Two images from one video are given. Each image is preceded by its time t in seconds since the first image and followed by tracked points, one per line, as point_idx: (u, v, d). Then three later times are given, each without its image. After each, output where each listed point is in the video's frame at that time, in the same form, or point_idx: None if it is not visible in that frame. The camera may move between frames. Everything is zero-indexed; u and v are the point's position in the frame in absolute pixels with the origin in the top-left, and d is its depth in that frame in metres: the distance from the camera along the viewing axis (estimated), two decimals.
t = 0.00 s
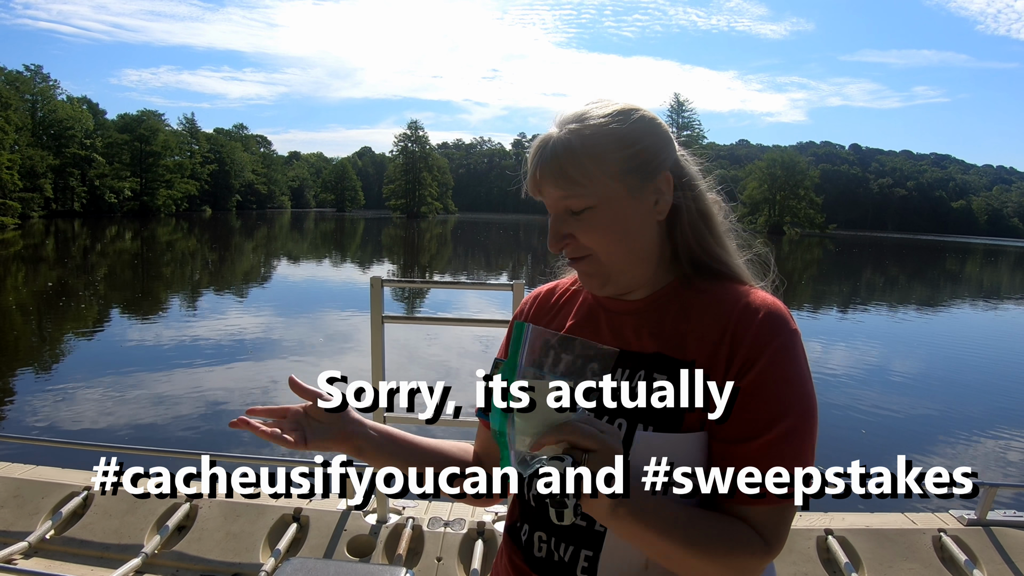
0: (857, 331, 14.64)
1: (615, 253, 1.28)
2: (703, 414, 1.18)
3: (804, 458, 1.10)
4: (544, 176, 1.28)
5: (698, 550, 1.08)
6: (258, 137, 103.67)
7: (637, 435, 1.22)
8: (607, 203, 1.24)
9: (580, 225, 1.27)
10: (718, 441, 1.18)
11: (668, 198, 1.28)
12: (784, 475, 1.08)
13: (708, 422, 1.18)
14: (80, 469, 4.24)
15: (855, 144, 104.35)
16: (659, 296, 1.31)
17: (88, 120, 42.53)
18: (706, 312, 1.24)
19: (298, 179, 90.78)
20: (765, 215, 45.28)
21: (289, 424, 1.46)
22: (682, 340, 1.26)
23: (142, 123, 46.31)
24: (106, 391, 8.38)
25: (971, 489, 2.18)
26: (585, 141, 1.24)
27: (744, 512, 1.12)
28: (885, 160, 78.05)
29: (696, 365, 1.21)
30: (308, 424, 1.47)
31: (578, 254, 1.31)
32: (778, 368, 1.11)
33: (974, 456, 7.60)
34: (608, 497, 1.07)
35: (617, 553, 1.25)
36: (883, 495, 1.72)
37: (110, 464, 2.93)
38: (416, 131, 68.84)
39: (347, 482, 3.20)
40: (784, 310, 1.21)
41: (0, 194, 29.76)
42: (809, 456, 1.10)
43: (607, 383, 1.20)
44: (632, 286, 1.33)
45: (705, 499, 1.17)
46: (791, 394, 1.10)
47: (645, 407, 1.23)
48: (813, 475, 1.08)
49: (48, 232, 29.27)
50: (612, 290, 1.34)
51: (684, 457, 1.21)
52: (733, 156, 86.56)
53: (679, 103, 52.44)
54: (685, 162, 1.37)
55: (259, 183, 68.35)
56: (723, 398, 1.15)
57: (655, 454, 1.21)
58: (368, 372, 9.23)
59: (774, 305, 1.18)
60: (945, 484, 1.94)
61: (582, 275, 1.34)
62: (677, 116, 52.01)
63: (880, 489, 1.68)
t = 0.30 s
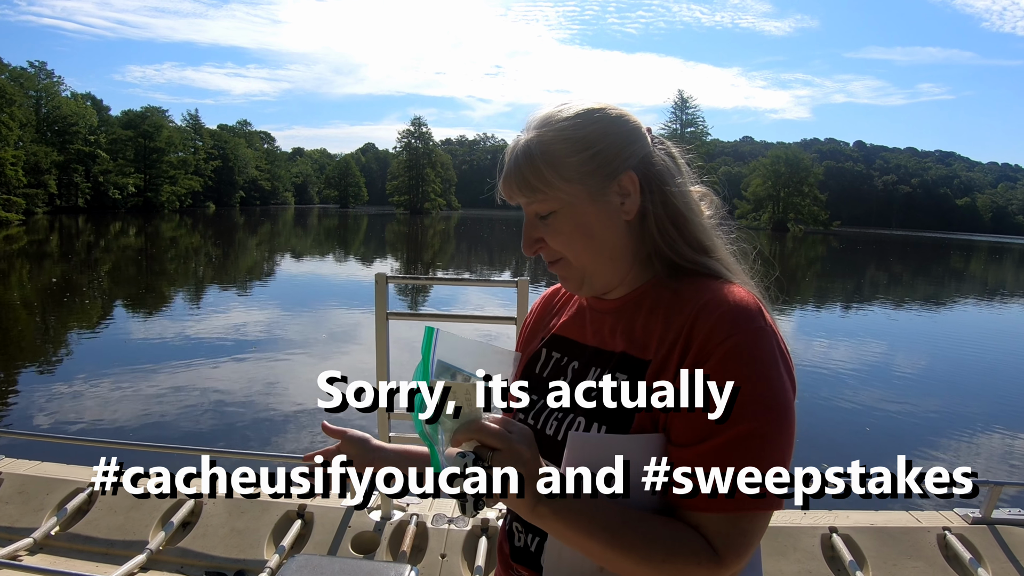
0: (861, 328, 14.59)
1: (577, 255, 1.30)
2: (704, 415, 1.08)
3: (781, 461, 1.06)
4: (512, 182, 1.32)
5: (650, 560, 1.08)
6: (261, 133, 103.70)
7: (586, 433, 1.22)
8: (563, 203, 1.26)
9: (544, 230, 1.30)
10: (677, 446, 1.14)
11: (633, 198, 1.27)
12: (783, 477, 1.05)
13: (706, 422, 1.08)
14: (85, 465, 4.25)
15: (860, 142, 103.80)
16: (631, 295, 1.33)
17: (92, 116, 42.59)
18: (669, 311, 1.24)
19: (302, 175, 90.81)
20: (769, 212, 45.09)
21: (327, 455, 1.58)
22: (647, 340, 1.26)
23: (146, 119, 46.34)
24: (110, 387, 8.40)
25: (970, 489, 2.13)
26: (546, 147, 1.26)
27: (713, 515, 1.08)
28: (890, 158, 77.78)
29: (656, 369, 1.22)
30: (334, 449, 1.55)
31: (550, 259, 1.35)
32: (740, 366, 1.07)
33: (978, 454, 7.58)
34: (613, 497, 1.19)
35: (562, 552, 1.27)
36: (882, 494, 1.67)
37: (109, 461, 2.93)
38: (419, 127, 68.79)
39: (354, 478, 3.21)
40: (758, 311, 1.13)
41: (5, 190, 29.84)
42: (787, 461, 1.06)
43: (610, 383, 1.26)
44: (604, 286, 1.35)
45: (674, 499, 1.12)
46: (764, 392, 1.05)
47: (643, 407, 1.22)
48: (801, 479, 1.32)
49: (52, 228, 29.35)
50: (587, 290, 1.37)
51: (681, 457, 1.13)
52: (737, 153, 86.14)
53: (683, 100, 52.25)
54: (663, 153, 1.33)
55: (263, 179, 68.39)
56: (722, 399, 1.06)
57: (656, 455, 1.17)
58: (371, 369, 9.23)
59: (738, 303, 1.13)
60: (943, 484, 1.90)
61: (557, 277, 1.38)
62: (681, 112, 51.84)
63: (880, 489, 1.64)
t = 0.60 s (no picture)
0: (869, 328, 14.51)
1: (580, 250, 1.29)
2: (704, 415, 1.08)
3: (783, 460, 1.05)
4: (517, 175, 1.30)
5: (648, 550, 1.08)
6: (269, 132, 104.11)
7: (585, 431, 1.20)
8: (568, 198, 1.25)
9: (548, 224, 1.29)
10: (680, 442, 1.14)
11: (639, 194, 1.26)
12: (784, 477, 1.04)
13: (706, 421, 1.08)
14: (94, 462, 4.27)
15: (868, 141, 103.16)
16: (630, 293, 1.32)
17: (101, 114, 42.83)
18: (669, 308, 1.23)
19: (309, 173, 91.10)
20: (776, 210, 44.89)
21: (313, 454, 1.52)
22: (647, 338, 1.26)
23: (154, 117, 46.55)
24: (119, 383, 8.45)
25: (969, 489, 2.07)
26: (553, 141, 1.25)
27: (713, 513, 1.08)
28: (898, 156, 77.28)
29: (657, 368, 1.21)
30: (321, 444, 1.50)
31: (553, 255, 1.33)
32: (739, 363, 1.07)
33: (986, 454, 7.53)
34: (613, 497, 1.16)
35: (568, 548, 1.26)
36: (881, 495, 1.64)
37: (111, 461, 2.93)
38: (426, 125, 68.86)
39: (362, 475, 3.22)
40: (760, 307, 1.13)
41: (14, 188, 30.07)
42: (788, 461, 1.05)
43: (612, 383, 1.25)
44: (604, 285, 1.34)
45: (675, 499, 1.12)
46: (764, 392, 1.04)
47: (643, 407, 1.21)
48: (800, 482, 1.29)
49: (61, 225, 29.56)
50: (587, 288, 1.36)
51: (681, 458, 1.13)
52: (744, 152, 85.75)
53: (690, 98, 52.05)
54: (664, 152, 1.33)
55: (270, 176, 68.58)
56: (722, 400, 1.05)
57: (655, 455, 1.17)
58: (377, 366, 9.25)
59: (742, 301, 1.13)
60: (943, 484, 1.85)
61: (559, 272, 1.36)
62: (688, 110, 51.67)
63: (879, 490, 1.61)
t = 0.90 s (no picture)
0: (879, 328, 14.41)
1: (607, 245, 1.27)
2: (704, 415, 1.16)
3: (794, 460, 1.09)
4: (547, 165, 1.25)
5: (683, 537, 1.09)
6: (279, 131, 104.60)
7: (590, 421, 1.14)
8: (601, 192, 1.23)
9: (577, 215, 1.26)
10: (710, 432, 1.17)
11: (661, 189, 1.29)
12: (783, 477, 1.07)
13: (707, 422, 1.17)
14: (106, 459, 4.31)
15: (879, 141, 102.37)
16: (646, 289, 1.32)
17: (112, 113, 43.18)
18: (692, 303, 1.25)
19: (319, 172, 91.48)
20: (786, 210, 44.62)
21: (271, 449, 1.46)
22: (667, 335, 1.26)
23: (164, 117, 46.85)
24: (129, 381, 8.51)
25: (969, 488, 2.02)
26: (583, 132, 1.22)
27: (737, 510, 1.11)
28: (908, 156, 76.75)
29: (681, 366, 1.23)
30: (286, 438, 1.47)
31: (574, 247, 1.30)
32: (767, 360, 1.11)
33: (998, 456, 7.46)
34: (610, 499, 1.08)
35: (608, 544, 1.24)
36: (883, 495, 1.62)
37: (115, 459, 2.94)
38: (435, 124, 68.93)
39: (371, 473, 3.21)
40: (774, 303, 1.20)
41: (26, 187, 30.35)
42: (798, 458, 1.09)
43: (608, 384, 1.22)
44: (618, 281, 1.33)
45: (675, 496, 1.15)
46: (777, 391, 1.09)
47: (645, 407, 1.23)
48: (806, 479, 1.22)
49: (73, 224, 29.80)
50: (600, 285, 1.34)
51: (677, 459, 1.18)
52: (754, 151, 85.18)
53: (699, 97, 51.80)
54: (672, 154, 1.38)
55: (279, 175, 68.89)
56: (722, 398, 1.13)
57: (655, 455, 1.17)
58: (385, 364, 9.29)
59: (761, 296, 1.19)
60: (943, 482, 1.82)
61: (576, 266, 1.32)
62: (697, 110, 51.44)
63: (880, 489, 1.59)
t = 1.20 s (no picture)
0: (889, 331, 14.31)
1: (641, 247, 1.26)
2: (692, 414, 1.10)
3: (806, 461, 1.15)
4: (584, 165, 1.23)
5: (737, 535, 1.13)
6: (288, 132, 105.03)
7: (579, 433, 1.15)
8: (641, 195, 1.23)
9: (614, 216, 1.24)
10: (739, 431, 1.19)
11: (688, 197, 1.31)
12: (783, 477, 1.15)
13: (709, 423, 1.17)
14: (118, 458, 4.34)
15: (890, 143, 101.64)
16: (666, 293, 1.32)
17: (123, 115, 43.49)
18: (715, 306, 1.27)
19: (328, 173, 91.82)
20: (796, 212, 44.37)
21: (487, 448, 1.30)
22: (690, 338, 1.27)
23: (175, 118, 47.15)
24: (139, 381, 8.57)
25: (972, 489, 1.84)
26: (621, 134, 1.21)
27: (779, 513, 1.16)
28: (919, 157, 76.28)
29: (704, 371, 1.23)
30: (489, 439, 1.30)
31: (606, 247, 1.27)
32: (787, 365, 1.17)
33: (1009, 459, 7.39)
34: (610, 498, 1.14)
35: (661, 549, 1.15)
36: (884, 495, 1.53)
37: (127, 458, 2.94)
38: (444, 125, 69.06)
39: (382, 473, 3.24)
40: (788, 305, 1.24)
41: (38, 188, 30.58)
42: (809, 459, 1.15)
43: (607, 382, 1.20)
44: (635, 287, 1.33)
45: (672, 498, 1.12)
46: (793, 394, 1.16)
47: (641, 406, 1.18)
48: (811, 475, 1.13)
49: (84, 225, 30.04)
50: (619, 288, 1.33)
51: (678, 454, 1.07)
52: (764, 152, 84.81)
53: (708, 98, 51.63)
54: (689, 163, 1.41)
55: (288, 177, 69.20)
56: (722, 399, 1.15)
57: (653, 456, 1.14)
58: (393, 365, 9.31)
59: (776, 297, 1.24)
60: (949, 486, 1.72)
61: (604, 267, 1.30)
62: (707, 111, 51.23)
63: (881, 490, 1.49)
